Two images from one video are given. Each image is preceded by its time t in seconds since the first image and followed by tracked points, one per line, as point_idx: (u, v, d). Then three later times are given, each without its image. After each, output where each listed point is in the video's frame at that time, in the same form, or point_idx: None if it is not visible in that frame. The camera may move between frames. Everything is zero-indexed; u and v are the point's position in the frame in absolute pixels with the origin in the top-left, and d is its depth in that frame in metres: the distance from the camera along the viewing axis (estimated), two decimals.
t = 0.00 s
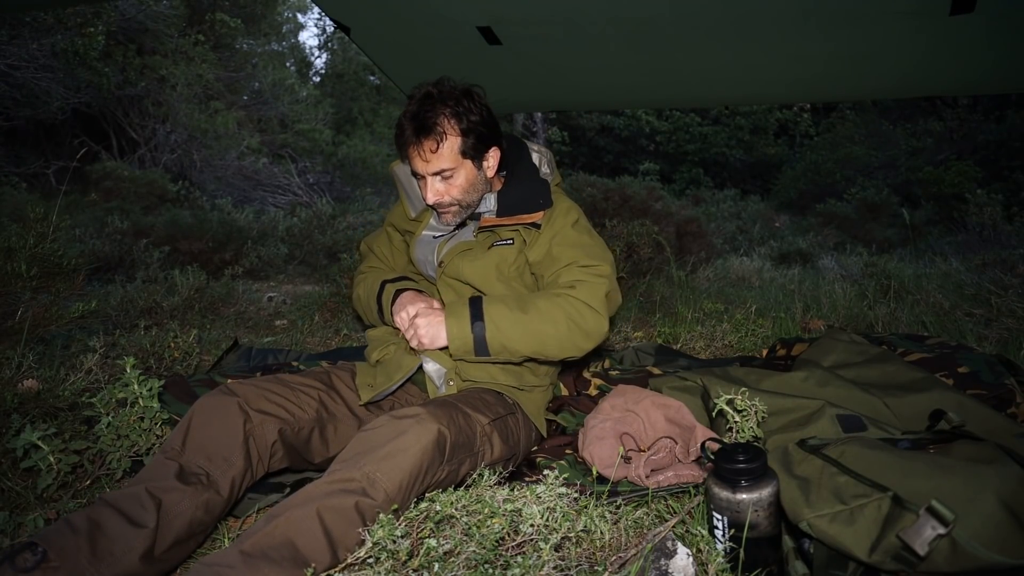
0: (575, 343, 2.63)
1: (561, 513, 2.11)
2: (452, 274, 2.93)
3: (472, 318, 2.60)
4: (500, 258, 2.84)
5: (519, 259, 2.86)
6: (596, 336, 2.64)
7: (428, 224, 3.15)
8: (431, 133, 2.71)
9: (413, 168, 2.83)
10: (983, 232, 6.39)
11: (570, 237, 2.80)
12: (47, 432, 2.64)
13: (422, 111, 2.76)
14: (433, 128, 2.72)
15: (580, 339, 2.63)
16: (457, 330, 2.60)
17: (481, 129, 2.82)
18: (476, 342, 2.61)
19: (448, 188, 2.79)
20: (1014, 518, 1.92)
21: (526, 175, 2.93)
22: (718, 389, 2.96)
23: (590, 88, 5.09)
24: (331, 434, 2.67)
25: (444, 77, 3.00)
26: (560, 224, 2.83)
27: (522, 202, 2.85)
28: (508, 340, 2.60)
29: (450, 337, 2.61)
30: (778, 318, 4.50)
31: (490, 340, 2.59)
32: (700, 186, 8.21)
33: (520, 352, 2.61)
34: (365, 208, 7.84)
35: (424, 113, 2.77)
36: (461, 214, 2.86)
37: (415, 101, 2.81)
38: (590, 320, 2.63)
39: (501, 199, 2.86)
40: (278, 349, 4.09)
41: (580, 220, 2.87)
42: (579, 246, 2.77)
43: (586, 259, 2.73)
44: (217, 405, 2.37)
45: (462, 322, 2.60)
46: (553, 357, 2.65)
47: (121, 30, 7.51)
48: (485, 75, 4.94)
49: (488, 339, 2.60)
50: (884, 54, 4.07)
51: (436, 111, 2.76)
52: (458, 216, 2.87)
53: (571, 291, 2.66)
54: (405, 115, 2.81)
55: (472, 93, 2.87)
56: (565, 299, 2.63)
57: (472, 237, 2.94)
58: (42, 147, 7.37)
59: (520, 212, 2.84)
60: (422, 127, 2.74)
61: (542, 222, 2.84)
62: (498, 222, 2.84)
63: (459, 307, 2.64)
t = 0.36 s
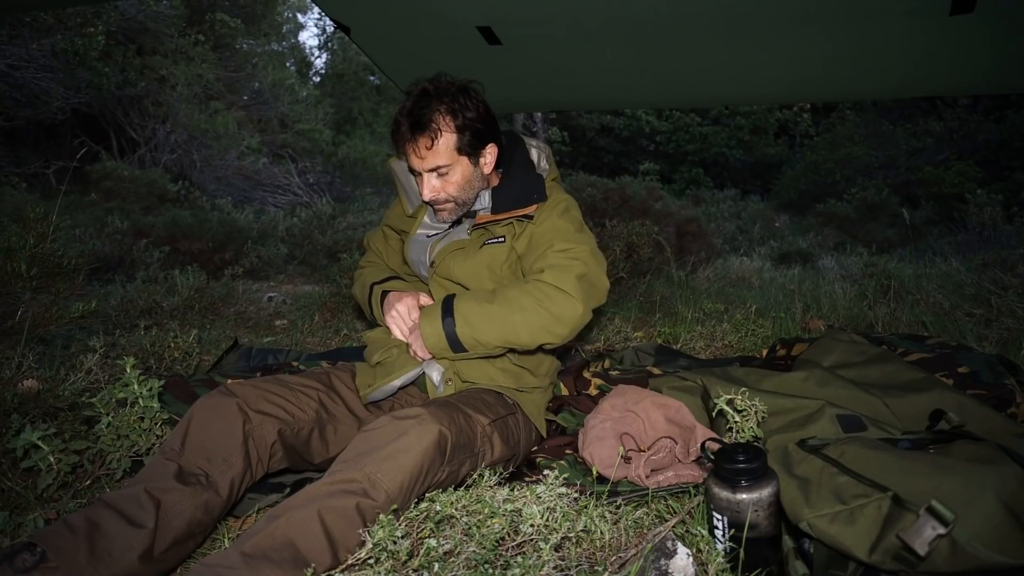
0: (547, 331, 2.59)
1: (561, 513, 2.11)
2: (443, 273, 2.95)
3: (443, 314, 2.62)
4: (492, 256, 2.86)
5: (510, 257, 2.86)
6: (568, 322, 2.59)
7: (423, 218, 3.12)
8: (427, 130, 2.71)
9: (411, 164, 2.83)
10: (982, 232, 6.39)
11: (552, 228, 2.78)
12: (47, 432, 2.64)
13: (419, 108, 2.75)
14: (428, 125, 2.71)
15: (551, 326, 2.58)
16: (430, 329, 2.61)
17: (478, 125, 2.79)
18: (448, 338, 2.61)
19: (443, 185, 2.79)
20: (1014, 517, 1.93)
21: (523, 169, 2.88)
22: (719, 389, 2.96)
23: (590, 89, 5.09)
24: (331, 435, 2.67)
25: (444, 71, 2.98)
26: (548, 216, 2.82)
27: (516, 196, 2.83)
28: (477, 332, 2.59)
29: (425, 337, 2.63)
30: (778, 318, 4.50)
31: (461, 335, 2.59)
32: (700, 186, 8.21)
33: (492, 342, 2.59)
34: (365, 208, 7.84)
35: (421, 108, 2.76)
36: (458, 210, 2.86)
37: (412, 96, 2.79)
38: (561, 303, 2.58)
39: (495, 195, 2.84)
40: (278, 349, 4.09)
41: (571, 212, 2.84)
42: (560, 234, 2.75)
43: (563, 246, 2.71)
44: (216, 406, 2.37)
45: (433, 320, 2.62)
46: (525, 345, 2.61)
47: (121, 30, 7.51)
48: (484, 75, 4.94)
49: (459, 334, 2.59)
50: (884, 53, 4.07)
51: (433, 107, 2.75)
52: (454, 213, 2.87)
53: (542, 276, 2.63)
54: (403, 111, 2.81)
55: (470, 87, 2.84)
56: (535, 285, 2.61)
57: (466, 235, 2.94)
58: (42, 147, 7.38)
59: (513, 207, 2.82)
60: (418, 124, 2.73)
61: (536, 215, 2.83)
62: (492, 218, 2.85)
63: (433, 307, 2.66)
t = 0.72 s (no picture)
0: (541, 330, 2.57)
1: (561, 513, 2.11)
2: (433, 270, 2.96)
3: (435, 318, 2.62)
4: (483, 254, 2.83)
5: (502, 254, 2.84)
6: (562, 319, 2.57)
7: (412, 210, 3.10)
8: (436, 101, 2.81)
9: (415, 138, 2.91)
10: (982, 232, 6.39)
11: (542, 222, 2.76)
12: (47, 432, 2.64)
13: (432, 80, 2.85)
14: (439, 97, 2.81)
15: (544, 325, 2.57)
16: (423, 333, 2.62)
17: (488, 105, 2.89)
18: (442, 341, 2.62)
19: (443, 160, 2.85)
20: (1013, 517, 1.93)
21: (514, 161, 2.90)
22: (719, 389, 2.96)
23: (590, 88, 5.10)
24: (330, 435, 2.68)
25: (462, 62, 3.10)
26: (537, 210, 2.80)
27: (507, 186, 2.84)
28: (471, 334, 2.58)
29: (419, 342, 2.63)
30: (778, 318, 4.50)
31: (455, 338, 2.59)
32: (700, 186, 8.21)
33: (486, 344, 2.59)
34: (365, 208, 7.84)
35: (433, 84, 2.86)
36: (453, 188, 2.89)
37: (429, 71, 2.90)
38: (553, 301, 2.56)
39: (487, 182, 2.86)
40: (278, 349, 4.09)
41: (560, 205, 2.82)
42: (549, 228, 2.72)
43: (553, 241, 2.68)
44: (215, 406, 2.37)
45: (424, 325, 2.62)
46: (520, 345, 2.60)
47: (121, 30, 7.51)
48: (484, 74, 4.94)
49: (452, 337, 2.59)
50: (883, 53, 4.07)
51: (444, 84, 2.85)
52: (449, 191, 2.90)
53: (533, 274, 2.61)
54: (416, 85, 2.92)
55: (485, 75, 2.95)
56: (527, 284, 2.59)
57: (457, 228, 2.96)
58: (42, 147, 7.38)
59: (502, 197, 2.83)
60: (429, 96, 2.83)
61: (525, 207, 2.82)
62: (482, 207, 2.85)
63: (424, 310, 2.66)
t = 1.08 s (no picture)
0: (587, 341, 2.63)
1: (561, 513, 2.11)
2: (450, 258, 2.90)
3: (491, 322, 2.54)
4: (500, 244, 2.84)
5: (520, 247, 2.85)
6: (603, 332, 2.66)
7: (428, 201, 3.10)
8: (457, 97, 2.88)
9: (433, 134, 2.97)
10: (982, 232, 6.39)
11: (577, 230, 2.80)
12: (47, 432, 2.64)
13: (452, 79, 2.93)
14: (460, 94, 2.88)
15: (591, 337, 2.63)
16: (475, 334, 2.53)
17: (504, 104, 2.98)
18: (494, 345, 2.55)
19: (463, 155, 2.92)
20: (1014, 517, 1.92)
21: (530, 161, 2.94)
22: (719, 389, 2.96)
23: (590, 88, 5.09)
24: (330, 436, 2.68)
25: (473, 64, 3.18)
26: (563, 214, 2.84)
27: (525, 183, 2.87)
28: (525, 340, 2.55)
29: (467, 342, 2.54)
30: (778, 318, 4.50)
31: (509, 342, 2.54)
32: (700, 186, 8.22)
33: (538, 352, 2.58)
34: (365, 208, 7.84)
35: (452, 82, 2.93)
36: (471, 183, 2.95)
37: (447, 71, 2.97)
38: (601, 316, 2.64)
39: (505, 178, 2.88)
40: (278, 349, 4.09)
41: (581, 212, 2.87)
42: (583, 237, 2.77)
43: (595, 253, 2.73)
44: (215, 407, 2.37)
45: (479, 326, 2.53)
46: (564, 355, 2.64)
47: (121, 30, 7.49)
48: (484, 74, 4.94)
49: (507, 342, 2.54)
50: (884, 53, 4.07)
51: (464, 82, 2.93)
52: (468, 186, 2.95)
53: (584, 287, 2.65)
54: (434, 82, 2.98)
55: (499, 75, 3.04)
56: (579, 296, 2.62)
57: (474, 220, 2.92)
58: (42, 147, 7.38)
59: (521, 193, 2.86)
60: (449, 93, 2.90)
61: (543, 207, 2.86)
62: (501, 201, 2.86)
63: (474, 310, 2.56)
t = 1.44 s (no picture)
0: (573, 348, 2.67)
1: (561, 513, 2.11)
2: (465, 246, 2.89)
3: (481, 329, 2.57)
4: (514, 241, 2.85)
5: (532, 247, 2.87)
6: (591, 341, 2.70)
7: (446, 198, 3.06)
8: (492, 100, 2.91)
9: (463, 135, 2.98)
10: (982, 232, 6.38)
11: (582, 240, 2.85)
12: (47, 432, 2.64)
13: (488, 84, 2.97)
14: (495, 98, 2.92)
15: (577, 345, 2.67)
16: (466, 341, 2.57)
17: (534, 114, 3.04)
18: (485, 350, 2.58)
19: (491, 155, 2.92)
20: (1014, 517, 1.92)
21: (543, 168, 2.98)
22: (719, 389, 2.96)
23: (590, 88, 5.09)
24: (331, 434, 2.68)
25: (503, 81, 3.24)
26: (576, 224, 2.89)
27: (547, 190, 2.92)
28: (514, 345, 2.59)
29: (458, 349, 2.58)
30: (778, 318, 4.50)
31: (499, 348, 2.58)
32: (700, 186, 8.22)
33: (525, 358, 2.62)
34: (365, 208, 7.85)
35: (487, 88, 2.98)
36: (495, 183, 2.92)
37: (482, 78, 3.02)
38: (590, 326, 2.68)
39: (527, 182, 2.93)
40: (278, 349, 4.09)
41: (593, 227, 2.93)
42: (587, 249, 2.83)
43: (590, 265, 2.78)
44: (219, 404, 2.37)
45: (469, 332, 2.57)
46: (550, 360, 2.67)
47: (121, 31, 7.48)
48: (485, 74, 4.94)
49: (497, 348, 2.58)
50: (885, 53, 4.06)
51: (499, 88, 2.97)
52: (491, 186, 2.93)
53: (574, 295, 2.70)
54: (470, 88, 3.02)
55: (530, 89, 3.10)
56: (568, 305, 2.67)
57: (491, 215, 2.92)
58: (42, 147, 7.38)
59: (542, 198, 2.90)
60: (484, 97, 2.94)
61: (561, 214, 2.91)
62: (521, 202, 2.89)
63: (465, 318, 2.60)
